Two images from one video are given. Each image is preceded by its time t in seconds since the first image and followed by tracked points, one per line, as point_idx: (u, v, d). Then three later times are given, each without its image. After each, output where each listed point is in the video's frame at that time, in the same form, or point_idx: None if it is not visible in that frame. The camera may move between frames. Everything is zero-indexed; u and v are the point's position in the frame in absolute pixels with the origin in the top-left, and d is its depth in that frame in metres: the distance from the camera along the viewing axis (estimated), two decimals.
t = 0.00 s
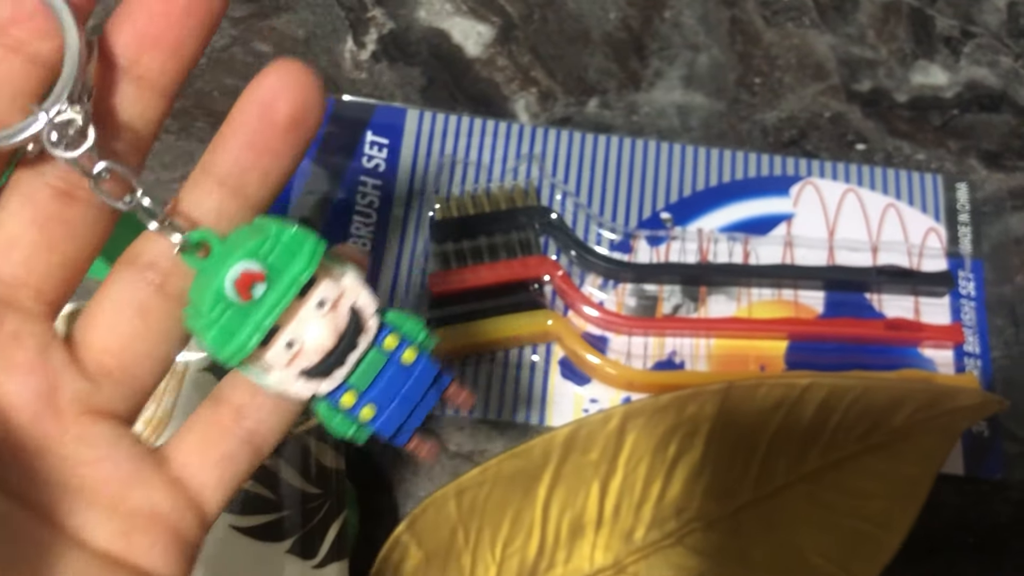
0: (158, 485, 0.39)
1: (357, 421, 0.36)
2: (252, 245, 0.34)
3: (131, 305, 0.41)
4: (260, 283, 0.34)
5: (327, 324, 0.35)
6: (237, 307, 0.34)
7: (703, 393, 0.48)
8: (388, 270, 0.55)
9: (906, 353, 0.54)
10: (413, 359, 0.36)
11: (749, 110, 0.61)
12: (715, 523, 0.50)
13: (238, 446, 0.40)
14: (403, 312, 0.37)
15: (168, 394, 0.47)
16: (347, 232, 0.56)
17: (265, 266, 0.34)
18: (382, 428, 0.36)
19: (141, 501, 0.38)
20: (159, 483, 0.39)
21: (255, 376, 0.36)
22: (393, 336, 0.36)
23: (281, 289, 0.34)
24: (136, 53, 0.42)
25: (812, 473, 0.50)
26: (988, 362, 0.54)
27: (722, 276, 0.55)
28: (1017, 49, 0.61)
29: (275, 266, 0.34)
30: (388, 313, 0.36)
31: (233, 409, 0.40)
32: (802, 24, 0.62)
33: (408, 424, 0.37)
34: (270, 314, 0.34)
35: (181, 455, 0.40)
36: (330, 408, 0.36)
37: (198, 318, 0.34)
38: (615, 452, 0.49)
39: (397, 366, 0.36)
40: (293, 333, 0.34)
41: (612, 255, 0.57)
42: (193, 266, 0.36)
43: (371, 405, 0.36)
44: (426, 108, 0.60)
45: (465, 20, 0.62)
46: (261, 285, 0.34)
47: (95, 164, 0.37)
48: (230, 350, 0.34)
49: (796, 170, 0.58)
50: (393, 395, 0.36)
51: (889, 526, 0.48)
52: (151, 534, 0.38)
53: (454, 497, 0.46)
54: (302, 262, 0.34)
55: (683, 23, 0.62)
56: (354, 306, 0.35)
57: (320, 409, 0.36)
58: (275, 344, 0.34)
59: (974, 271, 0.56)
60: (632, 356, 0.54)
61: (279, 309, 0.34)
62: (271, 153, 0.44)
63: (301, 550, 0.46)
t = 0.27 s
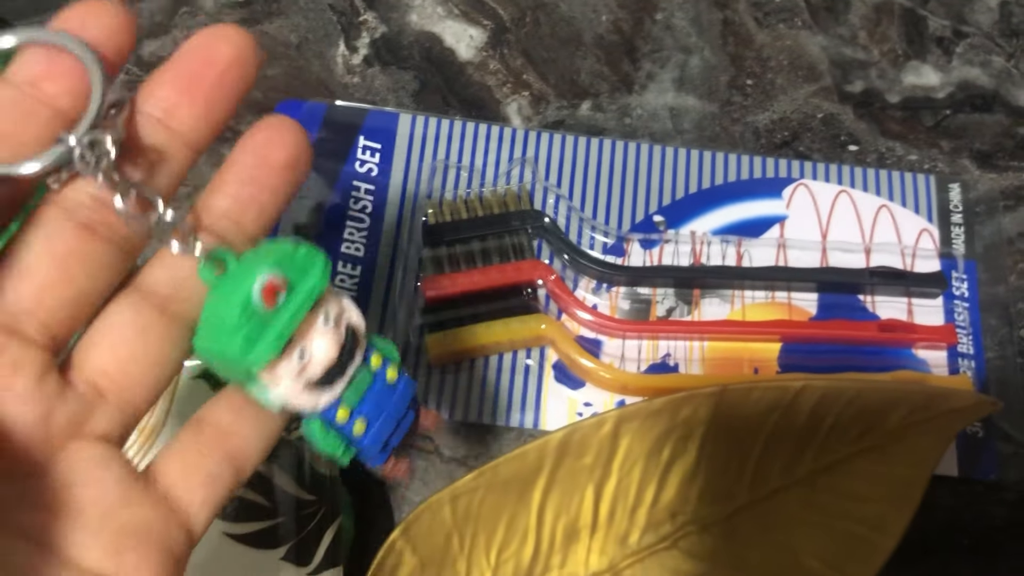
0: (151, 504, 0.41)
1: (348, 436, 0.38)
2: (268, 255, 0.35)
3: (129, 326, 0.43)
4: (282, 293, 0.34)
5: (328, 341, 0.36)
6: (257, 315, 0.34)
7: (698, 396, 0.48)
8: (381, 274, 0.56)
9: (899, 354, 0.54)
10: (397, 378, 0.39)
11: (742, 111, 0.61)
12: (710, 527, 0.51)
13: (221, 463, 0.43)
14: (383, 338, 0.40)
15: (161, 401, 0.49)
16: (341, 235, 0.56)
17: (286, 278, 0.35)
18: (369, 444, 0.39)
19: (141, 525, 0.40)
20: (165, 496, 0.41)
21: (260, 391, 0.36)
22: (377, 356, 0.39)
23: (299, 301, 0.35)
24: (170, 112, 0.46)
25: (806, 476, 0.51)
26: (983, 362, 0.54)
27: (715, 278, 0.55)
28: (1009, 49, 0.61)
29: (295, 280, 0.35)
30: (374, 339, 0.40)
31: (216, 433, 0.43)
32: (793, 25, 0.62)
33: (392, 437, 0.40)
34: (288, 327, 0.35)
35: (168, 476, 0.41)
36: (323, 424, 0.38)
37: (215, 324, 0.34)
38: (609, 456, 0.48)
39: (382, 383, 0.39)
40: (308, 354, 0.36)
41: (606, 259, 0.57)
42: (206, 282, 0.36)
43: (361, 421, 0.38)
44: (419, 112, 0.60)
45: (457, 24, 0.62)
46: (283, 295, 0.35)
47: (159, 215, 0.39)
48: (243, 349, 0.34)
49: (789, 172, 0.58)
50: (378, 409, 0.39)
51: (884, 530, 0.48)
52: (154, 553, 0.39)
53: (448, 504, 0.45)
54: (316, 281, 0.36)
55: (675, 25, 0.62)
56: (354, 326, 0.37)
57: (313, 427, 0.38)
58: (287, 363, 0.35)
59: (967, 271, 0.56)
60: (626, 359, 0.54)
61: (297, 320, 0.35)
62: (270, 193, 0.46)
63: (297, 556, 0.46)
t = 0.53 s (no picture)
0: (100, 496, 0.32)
1: (337, 333, 0.35)
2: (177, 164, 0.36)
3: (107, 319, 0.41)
4: (203, 181, 0.34)
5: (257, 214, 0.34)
6: (182, 204, 0.34)
7: (681, 405, 0.48)
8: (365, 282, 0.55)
9: (883, 361, 0.54)
10: (373, 273, 0.37)
11: (727, 117, 0.60)
12: (694, 536, 0.50)
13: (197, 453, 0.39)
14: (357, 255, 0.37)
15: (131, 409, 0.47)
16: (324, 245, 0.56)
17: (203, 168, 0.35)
18: (367, 348, 0.35)
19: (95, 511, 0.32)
20: (104, 492, 0.32)
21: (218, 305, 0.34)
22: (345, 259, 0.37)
23: (222, 187, 0.34)
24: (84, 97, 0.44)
25: (790, 484, 0.50)
26: (968, 369, 0.54)
27: (699, 286, 0.55)
28: (995, 53, 0.61)
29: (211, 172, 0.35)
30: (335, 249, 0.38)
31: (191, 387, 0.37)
32: (779, 30, 0.62)
33: (384, 333, 0.36)
34: (214, 215, 0.34)
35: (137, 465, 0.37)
36: (307, 326, 0.35)
37: (155, 245, 0.34)
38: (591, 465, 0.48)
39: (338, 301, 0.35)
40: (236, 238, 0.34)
41: (590, 266, 0.57)
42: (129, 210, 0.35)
43: (344, 310, 0.35)
44: (402, 120, 0.60)
45: (441, 31, 0.62)
46: (206, 182, 0.34)
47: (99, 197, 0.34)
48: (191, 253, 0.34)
49: (774, 178, 0.58)
50: (359, 301, 0.35)
51: (868, 539, 0.48)
52: (101, 558, 0.31)
53: (429, 515, 0.45)
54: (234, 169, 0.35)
55: (660, 31, 0.62)
56: (293, 221, 0.35)
57: (297, 333, 0.35)
58: (229, 243, 0.34)
59: (952, 277, 0.56)
60: (611, 368, 0.54)
61: (223, 208, 0.34)
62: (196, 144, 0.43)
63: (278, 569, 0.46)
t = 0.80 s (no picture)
0: (5, 559, 0.31)
1: (212, 382, 0.28)
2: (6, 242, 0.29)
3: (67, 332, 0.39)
4: (43, 264, 0.27)
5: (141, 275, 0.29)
6: (15, 286, 0.26)
7: (674, 421, 0.48)
8: (358, 298, 0.56)
9: (873, 376, 0.54)
10: (237, 318, 0.30)
11: (717, 133, 0.61)
12: (685, 551, 0.50)
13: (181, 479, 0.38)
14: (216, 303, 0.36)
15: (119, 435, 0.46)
16: (317, 261, 0.56)
17: (46, 252, 0.28)
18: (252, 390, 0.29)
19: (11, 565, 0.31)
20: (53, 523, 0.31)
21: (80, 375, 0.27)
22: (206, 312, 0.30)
23: (66, 261, 0.27)
24: None
25: (781, 500, 0.51)
26: (958, 384, 0.54)
27: (691, 302, 0.55)
28: (984, 68, 0.61)
29: (56, 254, 0.28)
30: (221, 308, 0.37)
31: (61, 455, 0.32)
32: (769, 45, 0.62)
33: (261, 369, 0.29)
34: (59, 293, 0.27)
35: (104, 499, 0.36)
36: (178, 382, 0.28)
37: None
38: (584, 481, 0.49)
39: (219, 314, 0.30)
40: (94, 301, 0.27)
41: (582, 282, 0.57)
42: None
43: (218, 356, 0.29)
44: (395, 136, 0.60)
45: (434, 47, 0.62)
46: (46, 266, 0.27)
47: None
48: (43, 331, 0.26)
49: (765, 194, 0.59)
50: (229, 334, 0.29)
51: (857, 555, 0.48)
52: None
53: (423, 533, 0.45)
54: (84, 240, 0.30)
55: (651, 47, 0.62)
56: (152, 285, 0.29)
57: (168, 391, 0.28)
58: (83, 315, 0.26)
59: (942, 291, 0.57)
60: (603, 385, 0.55)
61: (72, 275, 0.27)
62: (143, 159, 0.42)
63: None
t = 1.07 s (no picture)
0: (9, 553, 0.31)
1: (242, 343, 0.34)
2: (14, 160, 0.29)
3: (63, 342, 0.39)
4: (67, 183, 0.27)
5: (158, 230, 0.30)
6: (46, 210, 0.26)
7: (679, 426, 0.48)
8: (362, 303, 0.55)
9: (880, 381, 0.54)
10: (265, 272, 0.36)
11: (722, 136, 0.61)
12: (691, 557, 0.50)
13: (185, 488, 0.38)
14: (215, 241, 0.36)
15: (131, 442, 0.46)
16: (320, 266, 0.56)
17: (63, 165, 0.27)
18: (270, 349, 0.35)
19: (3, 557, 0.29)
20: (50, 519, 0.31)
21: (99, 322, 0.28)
22: (229, 259, 0.34)
23: (92, 188, 0.27)
24: None
25: (786, 506, 0.50)
26: (964, 388, 0.54)
27: (696, 307, 0.55)
28: (989, 71, 0.61)
29: (76, 169, 0.28)
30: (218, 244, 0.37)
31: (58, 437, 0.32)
32: (773, 48, 0.62)
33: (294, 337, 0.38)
34: (95, 219, 0.27)
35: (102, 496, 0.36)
36: (206, 340, 0.32)
37: (23, 261, 0.26)
38: (589, 487, 0.49)
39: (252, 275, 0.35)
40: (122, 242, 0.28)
41: (587, 287, 0.57)
42: None
43: (250, 319, 0.34)
44: (398, 141, 0.60)
45: (437, 51, 0.62)
46: (71, 185, 0.27)
47: None
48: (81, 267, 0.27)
49: (770, 198, 0.59)
50: (270, 302, 0.36)
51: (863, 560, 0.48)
52: None
53: (429, 539, 0.45)
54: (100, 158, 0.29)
55: (655, 50, 0.62)
56: (175, 221, 0.31)
57: (198, 349, 0.32)
58: (116, 258, 0.28)
59: (948, 296, 0.57)
60: (607, 390, 0.54)
61: (100, 203, 0.27)
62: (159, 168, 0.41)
63: None
